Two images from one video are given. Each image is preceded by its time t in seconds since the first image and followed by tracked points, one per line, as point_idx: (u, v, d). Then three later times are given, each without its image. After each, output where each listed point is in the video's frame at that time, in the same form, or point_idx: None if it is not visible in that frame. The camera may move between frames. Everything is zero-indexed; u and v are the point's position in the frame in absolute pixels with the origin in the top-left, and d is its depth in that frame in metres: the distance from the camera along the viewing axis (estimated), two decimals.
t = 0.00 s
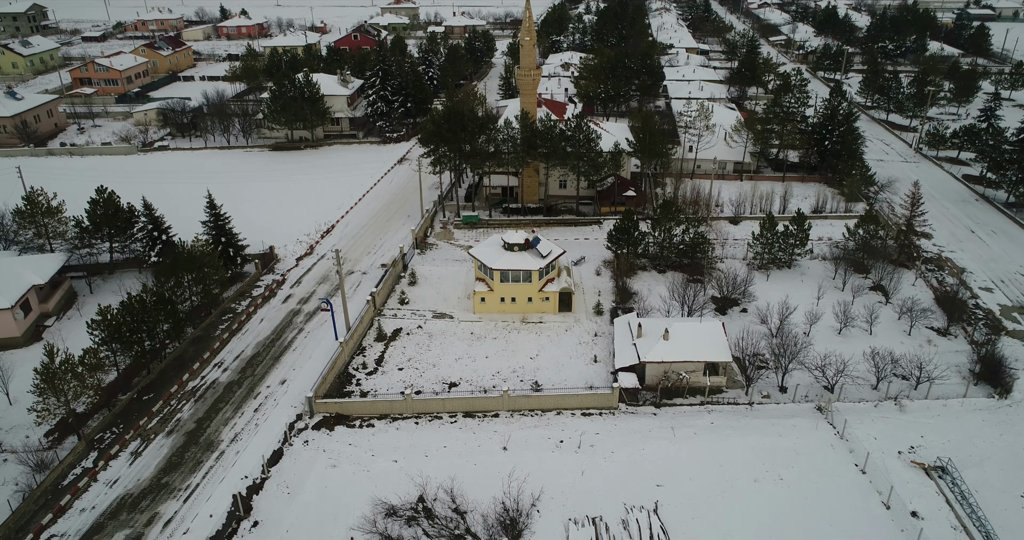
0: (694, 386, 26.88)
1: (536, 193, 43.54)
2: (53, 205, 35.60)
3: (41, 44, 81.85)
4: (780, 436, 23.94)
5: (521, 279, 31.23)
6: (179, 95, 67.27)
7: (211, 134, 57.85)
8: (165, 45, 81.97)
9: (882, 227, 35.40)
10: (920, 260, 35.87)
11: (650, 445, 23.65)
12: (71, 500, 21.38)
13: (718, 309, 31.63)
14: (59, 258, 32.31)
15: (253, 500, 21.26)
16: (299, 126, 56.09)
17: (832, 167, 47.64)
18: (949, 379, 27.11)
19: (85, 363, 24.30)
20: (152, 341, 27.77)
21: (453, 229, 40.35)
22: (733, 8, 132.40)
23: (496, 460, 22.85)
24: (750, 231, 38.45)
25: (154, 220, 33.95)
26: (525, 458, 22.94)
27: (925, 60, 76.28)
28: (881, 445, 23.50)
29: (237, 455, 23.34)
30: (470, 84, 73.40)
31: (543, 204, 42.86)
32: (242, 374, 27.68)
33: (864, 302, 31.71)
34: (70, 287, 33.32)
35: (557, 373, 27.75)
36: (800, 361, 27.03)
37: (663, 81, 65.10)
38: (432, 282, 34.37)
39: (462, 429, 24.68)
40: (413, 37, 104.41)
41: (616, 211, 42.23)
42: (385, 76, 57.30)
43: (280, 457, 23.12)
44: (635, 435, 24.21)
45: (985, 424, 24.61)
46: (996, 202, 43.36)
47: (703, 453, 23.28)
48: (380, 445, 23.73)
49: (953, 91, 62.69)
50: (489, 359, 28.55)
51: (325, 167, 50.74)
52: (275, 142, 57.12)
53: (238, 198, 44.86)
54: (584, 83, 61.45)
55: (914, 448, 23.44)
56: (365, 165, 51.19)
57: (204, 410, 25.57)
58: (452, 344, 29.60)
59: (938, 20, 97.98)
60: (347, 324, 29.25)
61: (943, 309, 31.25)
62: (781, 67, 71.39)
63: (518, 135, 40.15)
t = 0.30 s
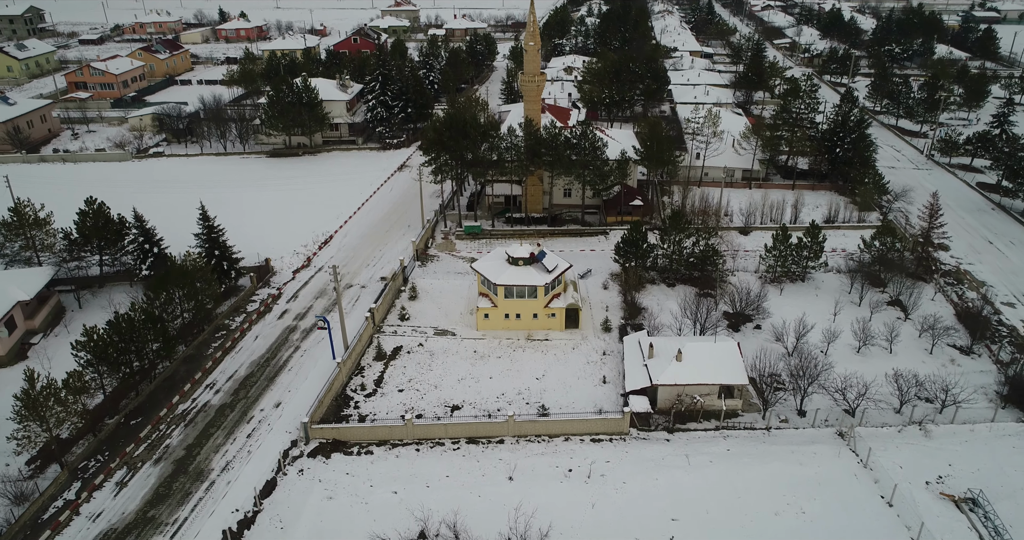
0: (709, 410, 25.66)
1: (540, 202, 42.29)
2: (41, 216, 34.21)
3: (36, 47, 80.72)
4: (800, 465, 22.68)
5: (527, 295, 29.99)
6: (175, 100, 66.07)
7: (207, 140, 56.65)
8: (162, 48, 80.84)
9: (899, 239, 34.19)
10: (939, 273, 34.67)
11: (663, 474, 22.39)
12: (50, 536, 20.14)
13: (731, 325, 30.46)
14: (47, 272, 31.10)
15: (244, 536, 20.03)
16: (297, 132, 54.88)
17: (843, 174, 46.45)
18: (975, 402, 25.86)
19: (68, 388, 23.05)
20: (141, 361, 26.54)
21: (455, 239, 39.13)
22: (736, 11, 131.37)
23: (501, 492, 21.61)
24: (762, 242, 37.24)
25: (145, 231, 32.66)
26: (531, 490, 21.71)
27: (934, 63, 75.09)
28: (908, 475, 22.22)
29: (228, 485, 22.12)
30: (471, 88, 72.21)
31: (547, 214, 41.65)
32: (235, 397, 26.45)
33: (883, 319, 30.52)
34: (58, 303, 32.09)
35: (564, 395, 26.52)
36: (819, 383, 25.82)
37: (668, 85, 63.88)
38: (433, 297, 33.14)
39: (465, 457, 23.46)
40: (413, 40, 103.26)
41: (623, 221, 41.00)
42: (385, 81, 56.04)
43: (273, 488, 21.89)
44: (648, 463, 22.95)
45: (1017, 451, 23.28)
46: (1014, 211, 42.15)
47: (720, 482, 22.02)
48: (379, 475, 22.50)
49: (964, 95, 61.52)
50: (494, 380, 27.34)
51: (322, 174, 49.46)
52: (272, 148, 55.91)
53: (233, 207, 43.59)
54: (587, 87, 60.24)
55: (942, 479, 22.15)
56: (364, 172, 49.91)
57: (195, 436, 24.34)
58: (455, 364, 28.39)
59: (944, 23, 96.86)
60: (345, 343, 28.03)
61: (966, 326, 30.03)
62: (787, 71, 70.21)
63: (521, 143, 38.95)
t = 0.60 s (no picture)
0: (724, 443, 24.32)
1: (544, 219, 41.08)
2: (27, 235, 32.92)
3: (33, 58, 79.86)
4: (825, 505, 21.13)
5: (531, 319, 28.71)
6: (172, 112, 65.05)
7: (203, 153, 55.57)
8: (160, 59, 79.97)
9: (917, 259, 32.98)
10: (958, 294, 33.46)
11: (679, 515, 20.92)
12: None
13: (744, 350, 29.23)
14: (31, 294, 29.86)
15: None
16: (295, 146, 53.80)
17: (854, 190, 45.33)
18: (1005, 435, 24.45)
19: (46, 423, 21.71)
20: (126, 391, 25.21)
21: (456, 257, 37.91)
22: (738, 22, 131.02)
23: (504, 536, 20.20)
24: (774, 261, 36.02)
25: (134, 251, 31.42)
26: (537, 534, 20.27)
27: (941, 74, 74.16)
28: (939, 516, 20.66)
29: (214, 528, 20.76)
30: (473, 100, 71.27)
31: (551, 231, 40.46)
32: (224, 429, 25.13)
33: (903, 344, 29.25)
34: (43, 325, 30.84)
35: (571, 426, 25.21)
36: (841, 414, 24.48)
37: (673, 97, 62.89)
38: (434, 319, 31.86)
39: (467, 497, 22.08)
40: (414, 50, 102.55)
41: (629, 238, 39.78)
42: (385, 93, 54.98)
43: (262, 530, 20.50)
44: (662, 503, 21.49)
45: None
46: None
47: (739, 523, 20.51)
48: (375, 516, 21.07)
49: (974, 108, 60.51)
50: (497, 411, 26.03)
51: (320, 189, 48.32)
52: (269, 161, 54.80)
53: (228, 224, 42.41)
54: (591, 99, 59.21)
55: (975, 520, 20.51)
56: (363, 187, 48.76)
57: (181, 473, 23.01)
58: (456, 392, 27.07)
59: (949, 34, 96.16)
60: (341, 371, 26.72)
61: (990, 351, 28.72)
62: (793, 83, 69.23)
63: (525, 159, 37.83)
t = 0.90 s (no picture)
0: (743, 482, 22.89)
1: (548, 237, 39.85)
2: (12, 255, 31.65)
3: (30, 70, 79.10)
4: None
5: (536, 347, 27.36)
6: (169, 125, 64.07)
7: (199, 167, 54.45)
8: (159, 70, 79.18)
9: (939, 281, 31.65)
10: (981, 317, 32.12)
11: None
12: None
13: (760, 379, 27.88)
14: (14, 319, 28.52)
15: None
16: (293, 160, 52.71)
17: (866, 206, 44.10)
18: None
19: (21, 464, 20.32)
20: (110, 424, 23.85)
21: (458, 277, 36.61)
22: (740, 33, 130.62)
23: None
24: (787, 282, 34.73)
25: (122, 273, 30.13)
26: None
27: (949, 86, 73.17)
28: None
29: None
30: (474, 112, 70.32)
31: (556, 249, 39.18)
32: (213, 465, 23.75)
33: (927, 373, 27.86)
34: (26, 350, 29.46)
35: (580, 463, 23.78)
36: (866, 450, 23.02)
37: (678, 110, 61.86)
38: (435, 344, 30.50)
39: None
40: (415, 62, 101.84)
41: (636, 257, 38.53)
42: (385, 106, 53.85)
43: None
44: None
45: None
46: None
47: None
48: None
49: (986, 121, 59.41)
50: (502, 445, 24.62)
51: (318, 205, 47.19)
52: (267, 176, 53.68)
53: (223, 241, 41.22)
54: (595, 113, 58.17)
55: None
56: (362, 202, 47.62)
57: (165, 514, 21.60)
58: (458, 424, 25.69)
59: (955, 45, 95.37)
60: (337, 402, 25.35)
61: (1019, 380, 27.29)
62: (800, 95, 68.23)
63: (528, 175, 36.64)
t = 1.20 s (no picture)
0: (764, 525, 21.40)
1: (553, 256, 38.55)
2: None
3: (27, 81, 78.25)
4: None
5: (543, 376, 25.96)
6: (166, 138, 63.11)
7: (195, 181, 53.25)
8: (157, 82, 78.36)
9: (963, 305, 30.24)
10: (1007, 342, 30.69)
11: None
12: None
13: (778, 411, 26.43)
14: None
15: None
16: (291, 174, 51.55)
17: (880, 223, 42.79)
18: None
19: None
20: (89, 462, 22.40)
21: (459, 299, 35.25)
22: (743, 45, 130.18)
23: None
24: (803, 305, 33.37)
25: (109, 296, 28.82)
26: None
27: (959, 98, 72.07)
28: None
29: None
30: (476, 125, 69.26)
31: (561, 269, 37.87)
32: (198, 505, 22.29)
33: (954, 404, 26.37)
34: (8, 378, 28.10)
35: (589, 503, 22.31)
36: (894, 491, 21.41)
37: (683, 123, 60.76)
38: (435, 371, 29.10)
39: None
40: (416, 73, 101.06)
41: (644, 278, 37.22)
42: (385, 119, 52.70)
43: None
44: None
45: None
46: None
47: None
48: None
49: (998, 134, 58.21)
50: (506, 483, 23.16)
51: (315, 222, 45.94)
52: (264, 191, 52.51)
53: (217, 262, 39.88)
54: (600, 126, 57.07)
55: None
56: (361, 219, 46.35)
57: None
58: (460, 460, 24.24)
59: (961, 56, 94.49)
60: (331, 436, 23.93)
61: None
62: (807, 108, 67.17)
63: (531, 193, 35.33)
